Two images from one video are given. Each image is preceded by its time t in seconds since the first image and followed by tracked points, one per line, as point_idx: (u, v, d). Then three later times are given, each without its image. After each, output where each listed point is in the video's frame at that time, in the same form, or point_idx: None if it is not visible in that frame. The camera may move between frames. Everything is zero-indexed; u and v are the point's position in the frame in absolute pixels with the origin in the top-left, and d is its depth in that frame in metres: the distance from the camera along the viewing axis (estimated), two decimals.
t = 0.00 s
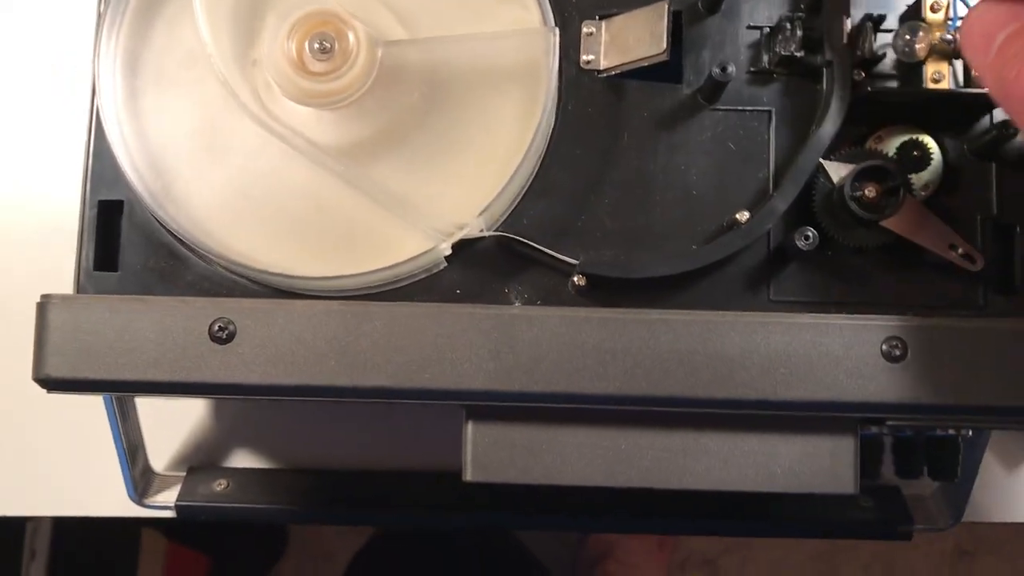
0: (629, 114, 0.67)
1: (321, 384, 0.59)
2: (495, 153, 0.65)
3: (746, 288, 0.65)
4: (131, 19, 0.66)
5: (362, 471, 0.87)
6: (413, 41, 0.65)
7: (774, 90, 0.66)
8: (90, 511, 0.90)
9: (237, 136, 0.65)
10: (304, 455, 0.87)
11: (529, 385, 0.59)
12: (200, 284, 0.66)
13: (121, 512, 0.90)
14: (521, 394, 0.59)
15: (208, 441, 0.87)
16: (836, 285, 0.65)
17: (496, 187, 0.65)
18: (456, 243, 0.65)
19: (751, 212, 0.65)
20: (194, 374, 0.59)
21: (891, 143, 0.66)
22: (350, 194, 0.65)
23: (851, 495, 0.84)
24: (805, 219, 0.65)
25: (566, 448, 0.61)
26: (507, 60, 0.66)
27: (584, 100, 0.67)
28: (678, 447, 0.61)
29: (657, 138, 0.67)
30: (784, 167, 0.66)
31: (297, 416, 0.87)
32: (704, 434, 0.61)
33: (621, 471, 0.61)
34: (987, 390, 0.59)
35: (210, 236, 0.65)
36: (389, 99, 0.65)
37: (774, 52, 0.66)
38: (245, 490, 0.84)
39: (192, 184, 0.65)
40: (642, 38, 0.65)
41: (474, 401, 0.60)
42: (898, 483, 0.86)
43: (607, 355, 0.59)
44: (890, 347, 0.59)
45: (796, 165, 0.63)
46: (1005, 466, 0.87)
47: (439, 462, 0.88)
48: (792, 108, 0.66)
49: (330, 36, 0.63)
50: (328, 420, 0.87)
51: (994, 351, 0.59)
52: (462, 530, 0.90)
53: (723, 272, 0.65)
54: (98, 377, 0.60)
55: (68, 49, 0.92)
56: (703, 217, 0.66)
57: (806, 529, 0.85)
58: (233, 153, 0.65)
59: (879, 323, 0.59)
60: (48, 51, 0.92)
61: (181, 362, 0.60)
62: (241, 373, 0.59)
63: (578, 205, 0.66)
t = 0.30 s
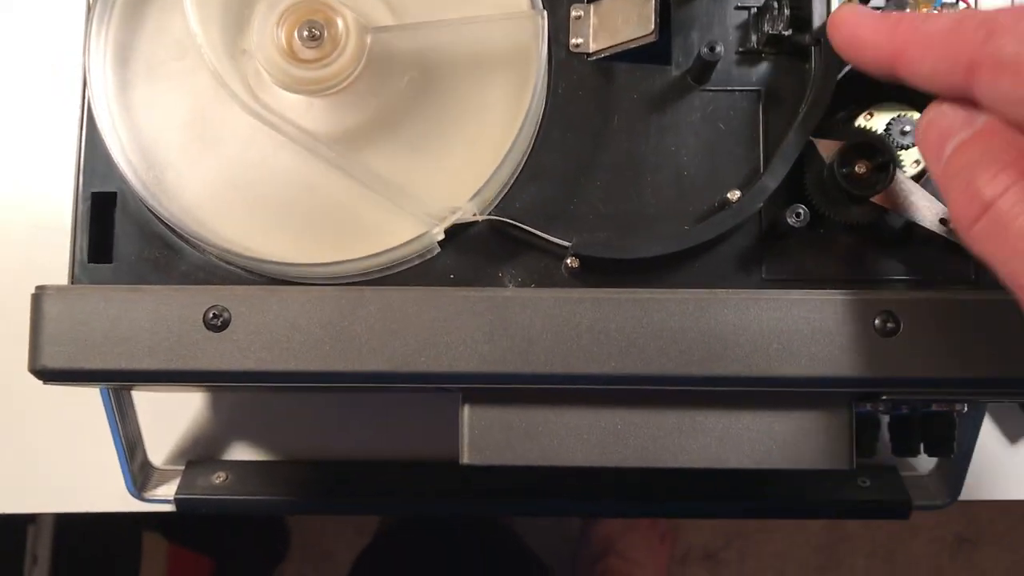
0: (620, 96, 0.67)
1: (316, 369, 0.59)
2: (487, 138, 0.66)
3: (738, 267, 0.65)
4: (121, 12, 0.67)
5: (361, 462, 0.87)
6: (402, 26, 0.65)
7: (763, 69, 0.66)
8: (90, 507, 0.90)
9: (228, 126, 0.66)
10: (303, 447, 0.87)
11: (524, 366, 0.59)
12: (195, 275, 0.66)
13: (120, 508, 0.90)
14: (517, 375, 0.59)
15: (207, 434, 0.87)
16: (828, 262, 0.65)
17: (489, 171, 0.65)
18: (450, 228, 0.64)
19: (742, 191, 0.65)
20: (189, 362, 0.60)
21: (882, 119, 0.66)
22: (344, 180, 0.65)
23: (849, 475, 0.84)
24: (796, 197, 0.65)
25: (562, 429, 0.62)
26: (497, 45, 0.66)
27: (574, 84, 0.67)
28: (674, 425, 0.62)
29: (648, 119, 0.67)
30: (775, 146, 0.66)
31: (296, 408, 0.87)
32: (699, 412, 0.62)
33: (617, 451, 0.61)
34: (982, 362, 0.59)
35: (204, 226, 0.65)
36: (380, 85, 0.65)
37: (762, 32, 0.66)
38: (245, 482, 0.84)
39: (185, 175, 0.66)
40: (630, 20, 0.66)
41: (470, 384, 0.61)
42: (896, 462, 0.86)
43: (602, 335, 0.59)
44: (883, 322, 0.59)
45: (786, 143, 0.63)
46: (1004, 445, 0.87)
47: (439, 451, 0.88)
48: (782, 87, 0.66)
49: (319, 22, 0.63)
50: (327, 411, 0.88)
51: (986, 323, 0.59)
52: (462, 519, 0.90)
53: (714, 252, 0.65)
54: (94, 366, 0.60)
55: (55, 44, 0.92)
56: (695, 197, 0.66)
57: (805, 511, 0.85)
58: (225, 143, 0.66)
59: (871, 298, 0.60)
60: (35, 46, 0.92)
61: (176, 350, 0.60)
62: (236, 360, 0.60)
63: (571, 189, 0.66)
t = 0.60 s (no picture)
0: (589, 95, 0.67)
1: (287, 373, 0.59)
2: (456, 140, 0.66)
3: (710, 265, 0.65)
4: (87, 21, 0.67)
5: (343, 467, 0.87)
6: (370, 29, 0.65)
7: (732, 65, 0.67)
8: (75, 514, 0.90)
9: (197, 132, 0.66)
10: (286, 452, 0.87)
11: (494, 367, 0.59)
12: (167, 282, 0.66)
13: (102, 517, 0.90)
14: (487, 377, 0.59)
15: (190, 440, 0.87)
16: (798, 258, 0.65)
17: (458, 172, 0.65)
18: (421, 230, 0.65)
19: (712, 189, 0.65)
20: (159, 369, 0.60)
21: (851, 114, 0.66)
22: (314, 184, 0.65)
23: (832, 471, 0.84)
24: (766, 193, 0.65)
25: (535, 429, 0.62)
26: (465, 46, 0.66)
27: (544, 84, 0.68)
28: (646, 424, 0.62)
29: (617, 118, 0.67)
30: (745, 142, 0.66)
31: (277, 414, 0.87)
32: (672, 410, 0.62)
33: (590, 450, 0.61)
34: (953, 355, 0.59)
35: (174, 233, 0.65)
36: (349, 88, 0.65)
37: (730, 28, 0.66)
38: (226, 489, 0.84)
39: (155, 183, 0.66)
40: (597, 19, 0.66)
41: (441, 387, 0.61)
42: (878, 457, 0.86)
43: (571, 335, 0.59)
44: (852, 316, 0.59)
45: (754, 139, 0.63)
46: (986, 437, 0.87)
47: (423, 454, 0.88)
48: (751, 83, 0.66)
49: (286, 27, 0.63)
50: (309, 416, 0.88)
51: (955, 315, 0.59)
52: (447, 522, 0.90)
53: (685, 249, 0.65)
54: (65, 375, 0.60)
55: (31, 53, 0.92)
56: (665, 195, 0.66)
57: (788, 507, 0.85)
58: (195, 149, 0.66)
59: (840, 293, 0.60)
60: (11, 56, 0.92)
61: (146, 357, 0.60)
62: (207, 366, 0.60)
63: (541, 189, 0.66)
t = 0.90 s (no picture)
0: (583, 108, 0.68)
1: (286, 387, 0.60)
2: (451, 154, 0.67)
3: (703, 274, 0.66)
4: (88, 42, 0.68)
5: (343, 476, 0.88)
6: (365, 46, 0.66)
7: (723, 78, 0.67)
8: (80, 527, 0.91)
9: (196, 150, 0.67)
10: (288, 462, 0.88)
11: (490, 379, 0.60)
12: (168, 298, 0.67)
13: (107, 529, 0.91)
14: (483, 388, 0.60)
15: (192, 452, 0.88)
16: (790, 267, 0.66)
17: (454, 185, 0.66)
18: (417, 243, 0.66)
19: (703, 200, 0.66)
20: (161, 384, 0.61)
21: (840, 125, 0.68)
22: (311, 199, 0.66)
23: (827, 476, 0.84)
24: (758, 204, 0.66)
25: (532, 439, 0.63)
26: (459, 62, 0.67)
27: (537, 98, 0.69)
28: (642, 432, 0.62)
29: (610, 131, 0.68)
30: (736, 153, 0.67)
31: (278, 425, 0.88)
32: (666, 418, 0.63)
33: (585, 458, 0.62)
34: (942, 362, 0.60)
35: (175, 248, 0.66)
36: (345, 104, 0.66)
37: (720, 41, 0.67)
38: (229, 500, 0.85)
39: (156, 200, 0.67)
40: (588, 35, 0.67)
41: (439, 398, 0.61)
42: (873, 462, 0.87)
43: (565, 345, 0.60)
44: (843, 325, 0.60)
45: (744, 151, 0.64)
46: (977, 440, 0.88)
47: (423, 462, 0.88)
48: (741, 95, 0.67)
49: (283, 45, 0.64)
50: (310, 426, 0.88)
51: (944, 322, 0.60)
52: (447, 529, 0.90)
53: (677, 259, 0.66)
54: (68, 390, 0.61)
55: (30, 71, 0.94)
56: (658, 206, 0.67)
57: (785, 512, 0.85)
58: (194, 167, 0.67)
59: (831, 301, 0.60)
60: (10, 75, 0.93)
61: (148, 373, 0.61)
62: (208, 380, 0.60)
63: (535, 202, 0.67)
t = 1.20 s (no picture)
0: (581, 114, 0.68)
1: (283, 396, 0.60)
2: (448, 162, 0.66)
3: (702, 282, 0.66)
4: (85, 50, 0.68)
5: (342, 483, 0.87)
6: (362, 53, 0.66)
7: (722, 84, 0.67)
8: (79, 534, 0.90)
9: (193, 157, 0.67)
10: (286, 470, 0.88)
11: (488, 387, 0.60)
12: (165, 306, 0.67)
13: (105, 537, 0.91)
14: (481, 397, 0.60)
15: (190, 460, 0.87)
16: (790, 274, 0.65)
17: (452, 192, 0.66)
18: (414, 250, 0.65)
19: (702, 207, 0.66)
20: (157, 393, 0.60)
21: (840, 130, 0.67)
22: (308, 207, 0.66)
23: (829, 484, 0.84)
24: (758, 211, 0.66)
25: (530, 447, 0.62)
26: (457, 68, 0.67)
27: (535, 105, 0.68)
28: (640, 441, 0.62)
29: (608, 138, 0.67)
30: (735, 160, 0.66)
31: (276, 432, 0.88)
32: (665, 427, 0.62)
33: (583, 468, 0.62)
34: (943, 371, 0.59)
35: (172, 256, 0.66)
36: (343, 111, 0.66)
37: (719, 47, 0.66)
38: (228, 508, 0.85)
39: (153, 208, 0.66)
40: (586, 41, 0.66)
41: (436, 407, 0.61)
42: (875, 470, 0.86)
43: (563, 353, 0.60)
44: (843, 333, 0.60)
45: (744, 158, 0.64)
46: (979, 447, 0.88)
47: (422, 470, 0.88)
48: (741, 101, 0.67)
49: (279, 52, 0.64)
50: (309, 432, 0.88)
51: (946, 331, 0.60)
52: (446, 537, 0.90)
53: (676, 267, 0.66)
54: (64, 399, 0.60)
55: (27, 72, 0.94)
56: (657, 213, 0.67)
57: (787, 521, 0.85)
58: (191, 174, 0.67)
59: (831, 310, 0.60)
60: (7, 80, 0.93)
61: (144, 382, 0.60)
62: (204, 389, 0.60)
63: (534, 209, 0.67)
